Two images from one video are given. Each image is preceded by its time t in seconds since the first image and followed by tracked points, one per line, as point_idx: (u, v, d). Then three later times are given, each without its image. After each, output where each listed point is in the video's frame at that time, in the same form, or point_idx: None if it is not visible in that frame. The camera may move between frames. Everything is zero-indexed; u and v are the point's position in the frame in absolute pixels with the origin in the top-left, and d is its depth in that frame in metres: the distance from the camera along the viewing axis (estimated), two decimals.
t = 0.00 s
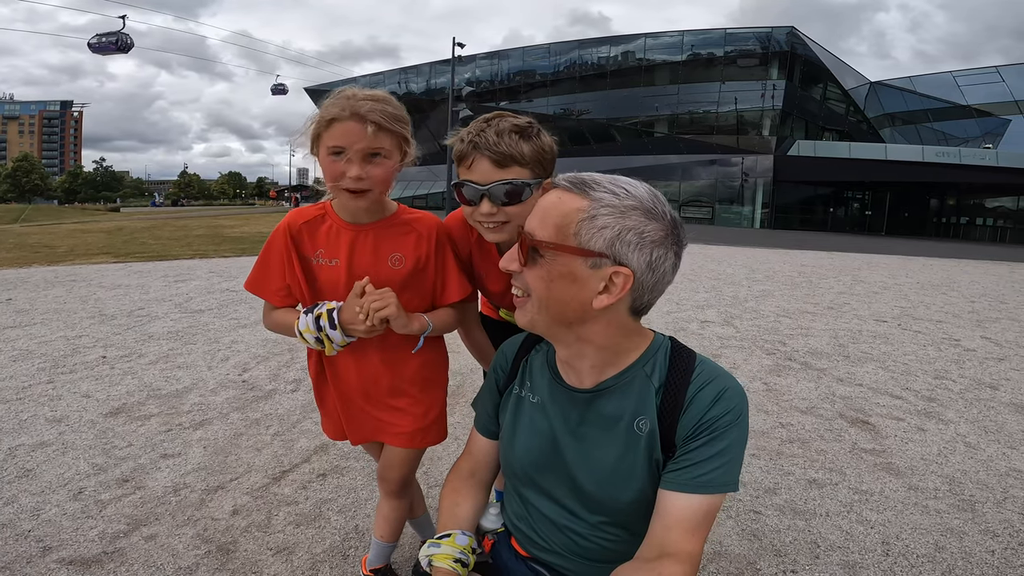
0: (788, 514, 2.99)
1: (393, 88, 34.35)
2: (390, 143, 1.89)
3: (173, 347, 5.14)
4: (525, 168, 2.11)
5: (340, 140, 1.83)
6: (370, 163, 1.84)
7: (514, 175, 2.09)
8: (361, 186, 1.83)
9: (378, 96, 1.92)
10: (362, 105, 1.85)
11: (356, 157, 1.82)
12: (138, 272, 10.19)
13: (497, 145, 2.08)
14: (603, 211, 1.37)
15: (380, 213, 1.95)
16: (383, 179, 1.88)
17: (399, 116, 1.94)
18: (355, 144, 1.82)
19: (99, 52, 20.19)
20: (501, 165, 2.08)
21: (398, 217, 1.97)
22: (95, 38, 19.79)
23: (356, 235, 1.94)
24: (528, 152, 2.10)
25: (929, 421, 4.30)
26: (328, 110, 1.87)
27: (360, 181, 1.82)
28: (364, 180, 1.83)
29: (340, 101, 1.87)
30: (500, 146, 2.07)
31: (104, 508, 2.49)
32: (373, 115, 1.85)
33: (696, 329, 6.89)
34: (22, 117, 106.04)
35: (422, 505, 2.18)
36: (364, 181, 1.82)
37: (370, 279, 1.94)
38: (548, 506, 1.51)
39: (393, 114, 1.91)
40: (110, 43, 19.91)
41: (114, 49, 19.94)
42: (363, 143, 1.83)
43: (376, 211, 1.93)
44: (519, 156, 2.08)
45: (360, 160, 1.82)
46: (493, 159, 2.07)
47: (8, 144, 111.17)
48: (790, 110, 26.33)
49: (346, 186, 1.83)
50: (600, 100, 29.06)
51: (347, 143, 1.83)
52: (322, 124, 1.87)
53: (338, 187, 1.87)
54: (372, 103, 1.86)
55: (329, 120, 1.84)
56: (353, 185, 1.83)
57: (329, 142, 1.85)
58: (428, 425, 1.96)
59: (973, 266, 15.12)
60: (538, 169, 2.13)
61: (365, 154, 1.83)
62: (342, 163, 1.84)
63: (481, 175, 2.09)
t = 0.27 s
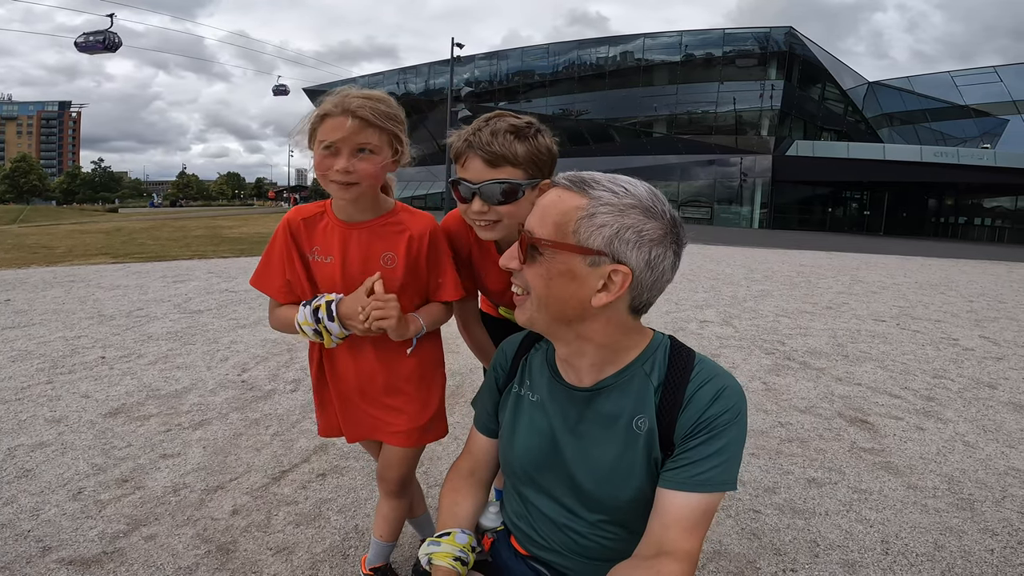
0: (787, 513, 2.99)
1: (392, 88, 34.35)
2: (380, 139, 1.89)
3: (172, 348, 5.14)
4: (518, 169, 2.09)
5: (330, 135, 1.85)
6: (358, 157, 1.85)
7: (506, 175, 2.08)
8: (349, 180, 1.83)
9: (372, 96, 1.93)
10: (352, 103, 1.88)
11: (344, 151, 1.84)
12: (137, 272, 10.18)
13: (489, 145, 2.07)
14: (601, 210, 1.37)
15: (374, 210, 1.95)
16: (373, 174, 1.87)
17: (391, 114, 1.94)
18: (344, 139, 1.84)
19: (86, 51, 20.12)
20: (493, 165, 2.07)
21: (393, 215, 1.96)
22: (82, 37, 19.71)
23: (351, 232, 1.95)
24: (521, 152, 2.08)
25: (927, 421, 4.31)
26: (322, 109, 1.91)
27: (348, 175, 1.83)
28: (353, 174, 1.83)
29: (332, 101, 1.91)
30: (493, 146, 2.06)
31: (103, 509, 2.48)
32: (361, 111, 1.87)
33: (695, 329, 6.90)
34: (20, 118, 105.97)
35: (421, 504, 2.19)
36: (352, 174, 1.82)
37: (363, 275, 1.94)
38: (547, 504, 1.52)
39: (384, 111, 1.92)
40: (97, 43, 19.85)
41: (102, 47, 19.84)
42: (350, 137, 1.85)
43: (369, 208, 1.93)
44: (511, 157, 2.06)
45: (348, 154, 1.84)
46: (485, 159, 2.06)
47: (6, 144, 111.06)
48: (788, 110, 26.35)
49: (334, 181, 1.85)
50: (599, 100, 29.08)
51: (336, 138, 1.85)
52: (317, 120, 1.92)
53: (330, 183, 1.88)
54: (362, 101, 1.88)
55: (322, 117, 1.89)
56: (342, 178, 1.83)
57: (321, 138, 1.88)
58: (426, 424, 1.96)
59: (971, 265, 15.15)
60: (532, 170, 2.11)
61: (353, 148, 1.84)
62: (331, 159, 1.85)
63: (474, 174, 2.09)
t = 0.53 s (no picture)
0: (786, 512, 3.00)
1: (390, 89, 34.34)
2: (362, 130, 1.88)
3: (169, 349, 5.12)
4: (510, 169, 2.09)
5: (313, 132, 1.86)
6: (340, 149, 1.85)
7: (498, 176, 2.08)
8: (334, 174, 1.83)
9: (355, 92, 1.93)
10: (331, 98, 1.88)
11: (326, 145, 1.84)
12: (134, 274, 10.16)
13: (481, 147, 2.08)
14: (597, 210, 1.37)
15: (367, 205, 1.94)
16: (358, 165, 1.85)
17: (373, 106, 1.93)
18: (325, 133, 1.85)
19: (70, 50, 20.03)
20: (485, 167, 2.07)
21: (388, 212, 1.96)
22: (66, 37, 19.62)
23: (345, 230, 1.95)
24: (514, 153, 2.08)
25: (925, 420, 4.32)
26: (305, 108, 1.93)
27: (332, 169, 1.83)
28: (338, 167, 1.83)
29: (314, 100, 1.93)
30: (485, 147, 2.07)
31: (101, 510, 2.48)
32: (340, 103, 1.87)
33: (692, 329, 6.91)
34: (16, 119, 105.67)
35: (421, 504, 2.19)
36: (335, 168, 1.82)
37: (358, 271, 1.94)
38: (545, 504, 1.52)
39: (365, 104, 1.91)
40: (81, 43, 19.76)
41: (87, 47, 19.79)
42: (330, 130, 1.84)
43: (359, 203, 1.92)
44: (503, 158, 2.07)
45: (330, 148, 1.84)
46: (477, 160, 2.07)
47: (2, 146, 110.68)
48: (785, 110, 26.41)
49: (320, 175, 1.85)
50: (597, 101, 29.12)
51: (318, 133, 1.86)
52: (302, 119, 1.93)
53: (317, 179, 1.89)
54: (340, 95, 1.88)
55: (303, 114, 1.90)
56: (327, 173, 1.84)
57: (305, 135, 1.89)
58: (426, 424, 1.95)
59: (967, 265, 15.19)
60: (524, 170, 2.11)
61: (335, 141, 1.85)
62: (316, 155, 1.87)
63: (467, 175, 2.10)
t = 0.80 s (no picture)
0: (784, 512, 3.00)
1: (387, 90, 34.33)
2: (353, 127, 1.87)
3: (167, 351, 5.11)
4: (505, 171, 2.09)
5: (306, 133, 1.87)
6: (331, 149, 1.84)
7: (493, 178, 2.08)
8: (326, 173, 1.83)
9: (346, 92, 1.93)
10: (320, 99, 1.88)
11: (318, 145, 1.84)
12: (131, 276, 10.13)
13: (476, 149, 2.08)
14: (595, 210, 1.37)
15: (363, 205, 1.93)
16: (350, 163, 1.83)
17: (364, 104, 1.92)
18: (315, 134, 1.85)
19: (54, 50, 19.99)
20: (480, 168, 2.07)
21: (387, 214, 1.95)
22: (49, 37, 19.61)
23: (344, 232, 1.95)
24: (508, 154, 2.08)
25: (922, 419, 4.33)
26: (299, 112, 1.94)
27: (323, 168, 1.82)
28: (329, 167, 1.82)
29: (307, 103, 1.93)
30: (480, 149, 2.07)
31: (98, 511, 2.47)
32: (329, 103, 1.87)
33: (690, 329, 6.92)
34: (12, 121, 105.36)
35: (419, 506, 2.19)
36: (327, 168, 1.82)
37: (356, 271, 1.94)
38: (544, 504, 1.52)
39: (355, 103, 1.90)
40: (65, 43, 19.72)
41: (70, 47, 19.73)
42: (319, 130, 1.84)
43: (355, 202, 1.91)
44: (498, 160, 2.07)
45: (321, 148, 1.84)
46: (472, 161, 2.07)
47: None
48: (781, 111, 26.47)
49: (313, 175, 1.85)
50: (594, 102, 29.16)
51: (310, 135, 1.86)
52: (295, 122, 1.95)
53: (313, 181, 1.89)
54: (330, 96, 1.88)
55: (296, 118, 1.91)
56: (320, 172, 1.84)
57: (299, 139, 1.90)
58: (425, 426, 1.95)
59: (963, 265, 15.23)
60: (519, 172, 2.10)
61: (326, 142, 1.84)
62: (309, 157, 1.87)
63: (462, 177, 2.10)
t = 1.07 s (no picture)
0: (782, 512, 3.01)
1: (384, 91, 34.34)
2: (343, 125, 1.86)
3: (164, 353, 5.09)
4: (500, 171, 2.09)
5: (297, 135, 1.87)
6: (322, 148, 1.84)
7: (488, 178, 2.08)
8: (317, 173, 1.83)
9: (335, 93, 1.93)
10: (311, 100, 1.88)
11: (308, 146, 1.84)
12: (127, 278, 10.10)
13: (471, 149, 2.08)
14: (592, 210, 1.38)
15: (358, 204, 1.93)
16: (341, 161, 1.83)
17: (353, 104, 1.92)
18: (306, 134, 1.85)
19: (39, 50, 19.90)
20: (475, 168, 2.07)
21: (384, 215, 1.96)
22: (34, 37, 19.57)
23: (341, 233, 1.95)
24: (503, 155, 2.08)
25: (918, 419, 4.35)
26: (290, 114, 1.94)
27: (314, 167, 1.83)
28: (321, 166, 1.82)
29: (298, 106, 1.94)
30: (475, 149, 2.07)
31: (95, 513, 2.46)
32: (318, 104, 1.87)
33: (688, 330, 6.92)
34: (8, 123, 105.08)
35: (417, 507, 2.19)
36: (318, 167, 1.82)
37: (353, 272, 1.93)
38: (542, 504, 1.52)
39: (345, 103, 1.90)
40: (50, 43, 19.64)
41: (55, 47, 19.65)
42: (310, 130, 1.84)
43: (350, 201, 1.91)
44: (493, 159, 2.07)
45: (312, 148, 1.83)
46: (467, 162, 2.07)
47: None
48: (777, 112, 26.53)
49: (305, 175, 1.85)
50: (591, 103, 29.19)
51: (301, 136, 1.86)
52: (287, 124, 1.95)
53: (306, 183, 1.89)
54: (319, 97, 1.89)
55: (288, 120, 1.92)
56: (312, 172, 1.84)
57: (291, 140, 1.91)
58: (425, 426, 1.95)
59: (959, 265, 15.28)
60: (514, 172, 2.10)
61: (317, 142, 1.84)
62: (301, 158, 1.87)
63: (457, 178, 2.10)
